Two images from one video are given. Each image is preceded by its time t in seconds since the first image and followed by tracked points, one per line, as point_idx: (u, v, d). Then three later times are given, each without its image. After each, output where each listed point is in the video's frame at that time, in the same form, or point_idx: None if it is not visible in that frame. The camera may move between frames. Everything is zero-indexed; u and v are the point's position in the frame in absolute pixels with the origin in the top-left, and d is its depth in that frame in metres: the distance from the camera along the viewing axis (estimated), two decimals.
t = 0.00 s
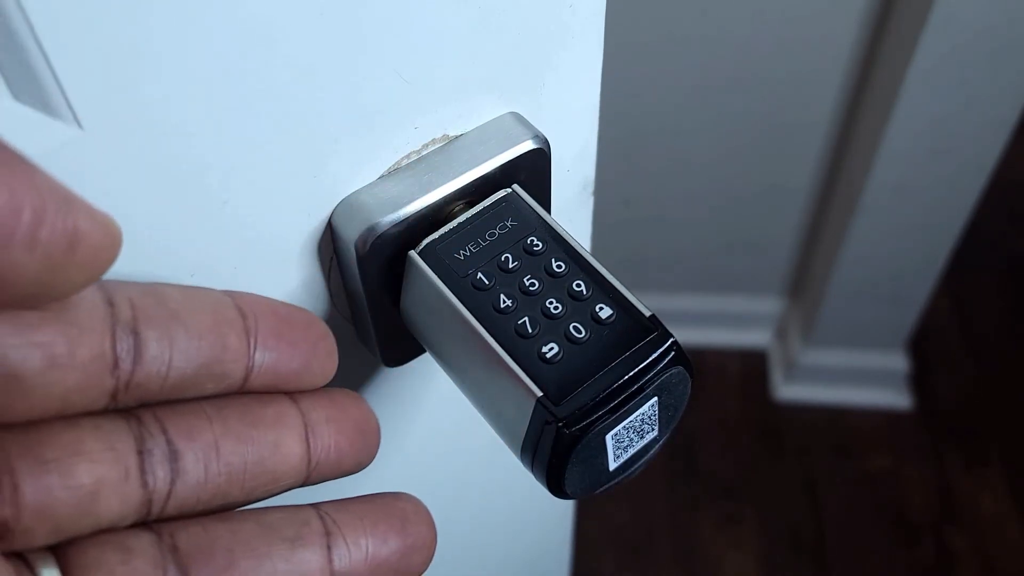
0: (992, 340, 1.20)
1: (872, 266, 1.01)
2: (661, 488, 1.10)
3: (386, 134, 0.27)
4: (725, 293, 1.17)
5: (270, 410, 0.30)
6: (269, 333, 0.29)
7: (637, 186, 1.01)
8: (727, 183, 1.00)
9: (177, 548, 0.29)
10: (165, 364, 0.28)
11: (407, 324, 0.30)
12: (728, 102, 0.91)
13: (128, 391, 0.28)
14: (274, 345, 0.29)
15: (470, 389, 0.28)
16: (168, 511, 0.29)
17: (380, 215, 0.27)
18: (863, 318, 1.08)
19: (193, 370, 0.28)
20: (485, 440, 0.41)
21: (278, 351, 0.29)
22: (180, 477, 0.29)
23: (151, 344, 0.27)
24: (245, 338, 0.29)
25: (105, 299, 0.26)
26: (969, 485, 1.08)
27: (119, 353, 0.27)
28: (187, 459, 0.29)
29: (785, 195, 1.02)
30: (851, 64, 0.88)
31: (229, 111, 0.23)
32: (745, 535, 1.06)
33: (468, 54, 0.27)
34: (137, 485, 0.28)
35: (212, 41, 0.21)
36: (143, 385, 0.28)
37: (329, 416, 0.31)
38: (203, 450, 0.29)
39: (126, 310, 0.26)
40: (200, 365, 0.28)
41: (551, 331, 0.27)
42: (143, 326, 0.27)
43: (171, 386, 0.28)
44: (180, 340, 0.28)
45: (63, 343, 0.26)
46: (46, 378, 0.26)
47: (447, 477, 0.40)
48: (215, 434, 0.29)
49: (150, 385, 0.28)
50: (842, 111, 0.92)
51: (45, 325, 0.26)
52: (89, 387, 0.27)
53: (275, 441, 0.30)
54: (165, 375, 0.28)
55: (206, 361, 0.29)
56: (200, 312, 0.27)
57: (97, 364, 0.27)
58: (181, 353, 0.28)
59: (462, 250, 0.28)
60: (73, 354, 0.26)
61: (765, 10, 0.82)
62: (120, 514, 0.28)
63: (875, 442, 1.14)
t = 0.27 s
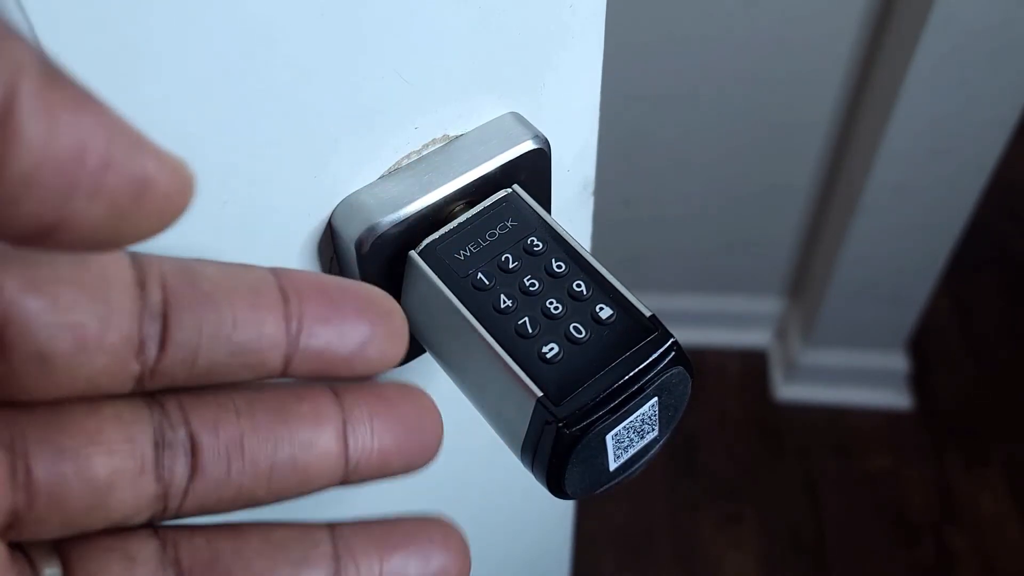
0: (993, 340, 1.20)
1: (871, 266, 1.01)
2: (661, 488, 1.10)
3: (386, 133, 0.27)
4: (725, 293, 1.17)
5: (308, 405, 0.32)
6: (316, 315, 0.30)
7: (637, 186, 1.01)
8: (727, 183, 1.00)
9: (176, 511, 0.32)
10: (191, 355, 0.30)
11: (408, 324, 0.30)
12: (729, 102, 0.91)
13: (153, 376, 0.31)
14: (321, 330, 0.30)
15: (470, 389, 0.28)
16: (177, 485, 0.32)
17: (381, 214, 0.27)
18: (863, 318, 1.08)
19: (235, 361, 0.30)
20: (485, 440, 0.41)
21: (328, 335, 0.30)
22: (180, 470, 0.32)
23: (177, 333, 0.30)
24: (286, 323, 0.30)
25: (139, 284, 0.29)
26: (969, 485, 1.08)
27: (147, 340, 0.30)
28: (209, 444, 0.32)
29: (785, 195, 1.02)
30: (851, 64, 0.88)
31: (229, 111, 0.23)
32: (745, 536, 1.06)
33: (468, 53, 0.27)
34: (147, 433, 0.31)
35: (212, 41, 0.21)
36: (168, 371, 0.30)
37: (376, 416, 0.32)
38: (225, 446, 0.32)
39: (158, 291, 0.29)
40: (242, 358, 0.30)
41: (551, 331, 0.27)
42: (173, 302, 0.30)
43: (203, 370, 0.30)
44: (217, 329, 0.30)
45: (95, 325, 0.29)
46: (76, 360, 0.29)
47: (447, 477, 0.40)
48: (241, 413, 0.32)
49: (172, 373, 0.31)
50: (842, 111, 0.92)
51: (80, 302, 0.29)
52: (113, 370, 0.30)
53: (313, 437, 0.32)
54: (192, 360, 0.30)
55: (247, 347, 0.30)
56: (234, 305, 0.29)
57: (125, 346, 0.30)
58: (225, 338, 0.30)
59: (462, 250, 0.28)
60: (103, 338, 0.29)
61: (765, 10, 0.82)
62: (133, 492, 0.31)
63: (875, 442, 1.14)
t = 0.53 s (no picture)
0: (993, 340, 1.20)
1: (871, 267, 1.01)
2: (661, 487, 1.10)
3: (386, 134, 0.27)
4: (724, 293, 1.17)
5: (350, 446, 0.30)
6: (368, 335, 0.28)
7: (637, 186, 1.01)
8: (727, 183, 1.00)
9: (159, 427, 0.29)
10: (222, 322, 0.28)
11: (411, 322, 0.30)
12: (728, 102, 0.91)
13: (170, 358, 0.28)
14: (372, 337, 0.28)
15: (470, 389, 0.28)
16: (160, 395, 0.29)
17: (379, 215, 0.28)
18: (863, 317, 1.08)
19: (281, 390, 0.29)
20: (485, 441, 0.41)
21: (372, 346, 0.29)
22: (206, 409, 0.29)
23: (192, 306, 0.27)
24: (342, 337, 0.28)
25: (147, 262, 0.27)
26: (969, 485, 1.08)
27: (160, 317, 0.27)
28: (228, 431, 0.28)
29: (785, 195, 1.02)
30: (851, 64, 0.87)
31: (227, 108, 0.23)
32: (745, 536, 1.06)
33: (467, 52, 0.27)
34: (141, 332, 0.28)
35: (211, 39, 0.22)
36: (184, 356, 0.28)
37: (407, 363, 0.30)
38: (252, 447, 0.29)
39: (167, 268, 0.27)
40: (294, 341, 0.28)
41: (551, 331, 0.27)
42: (166, 150, 0.26)
43: (232, 343, 0.28)
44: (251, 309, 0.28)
45: (105, 297, 0.27)
46: (103, 332, 0.27)
47: (447, 476, 0.40)
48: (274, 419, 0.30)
49: (193, 361, 0.28)
50: (842, 111, 0.92)
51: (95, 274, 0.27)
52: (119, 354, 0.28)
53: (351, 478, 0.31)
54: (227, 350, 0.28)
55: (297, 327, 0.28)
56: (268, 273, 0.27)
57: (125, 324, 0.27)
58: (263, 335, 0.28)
59: (462, 250, 0.29)
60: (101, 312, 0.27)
61: (765, 9, 0.82)
62: (114, 372, 0.28)
63: (875, 442, 1.14)
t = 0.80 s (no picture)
0: (992, 340, 1.20)
1: (871, 267, 1.01)
2: (661, 487, 1.10)
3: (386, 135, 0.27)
4: (724, 293, 1.17)
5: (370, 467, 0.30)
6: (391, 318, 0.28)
7: (637, 186, 1.01)
8: (726, 183, 1.00)
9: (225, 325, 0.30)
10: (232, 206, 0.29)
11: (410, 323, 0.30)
12: (728, 102, 0.91)
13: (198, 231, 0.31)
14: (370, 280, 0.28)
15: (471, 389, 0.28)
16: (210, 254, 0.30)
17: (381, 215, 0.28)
18: (862, 317, 1.08)
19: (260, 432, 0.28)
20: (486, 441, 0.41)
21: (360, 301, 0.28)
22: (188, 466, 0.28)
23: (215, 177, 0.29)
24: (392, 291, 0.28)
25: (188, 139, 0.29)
26: (969, 486, 1.08)
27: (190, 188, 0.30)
28: (214, 475, 0.28)
29: (785, 195, 1.02)
30: (851, 64, 0.88)
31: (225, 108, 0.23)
32: (745, 536, 1.06)
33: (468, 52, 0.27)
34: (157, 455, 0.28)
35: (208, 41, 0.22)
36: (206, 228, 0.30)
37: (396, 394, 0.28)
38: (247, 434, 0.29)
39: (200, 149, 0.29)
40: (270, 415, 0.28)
41: (551, 331, 0.27)
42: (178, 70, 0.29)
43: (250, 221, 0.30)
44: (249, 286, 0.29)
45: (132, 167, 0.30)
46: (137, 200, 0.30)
47: (448, 476, 0.40)
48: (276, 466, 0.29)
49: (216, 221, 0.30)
50: (842, 111, 0.92)
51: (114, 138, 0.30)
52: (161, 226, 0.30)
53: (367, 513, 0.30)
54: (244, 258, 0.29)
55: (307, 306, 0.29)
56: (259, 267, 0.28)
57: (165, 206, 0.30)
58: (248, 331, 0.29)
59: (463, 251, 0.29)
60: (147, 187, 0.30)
61: (764, 9, 0.82)
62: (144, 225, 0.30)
63: (875, 442, 1.14)
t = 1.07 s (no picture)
0: (994, 340, 1.20)
1: (872, 267, 1.01)
2: (661, 487, 1.10)
3: (386, 134, 0.27)
4: (725, 293, 1.17)
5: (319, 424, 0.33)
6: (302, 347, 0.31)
7: (638, 187, 1.01)
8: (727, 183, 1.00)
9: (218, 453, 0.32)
10: (203, 370, 0.31)
11: (408, 323, 0.30)
12: (729, 102, 0.91)
13: (165, 393, 0.31)
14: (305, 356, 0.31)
15: (470, 389, 0.28)
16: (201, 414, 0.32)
17: (380, 214, 0.27)
18: (863, 318, 1.08)
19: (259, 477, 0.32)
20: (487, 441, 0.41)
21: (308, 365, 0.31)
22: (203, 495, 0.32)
23: (189, 350, 0.31)
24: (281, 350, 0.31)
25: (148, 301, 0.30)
26: (970, 486, 1.08)
27: (158, 355, 0.31)
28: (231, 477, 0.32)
29: (786, 196, 1.02)
30: (852, 64, 0.87)
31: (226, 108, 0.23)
32: (745, 537, 1.06)
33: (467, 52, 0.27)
34: (184, 495, 0.31)
35: (208, 42, 0.22)
36: (180, 389, 0.31)
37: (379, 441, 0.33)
38: (248, 462, 0.32)
39: (167, 314, 0.30)
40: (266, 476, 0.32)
41: (552, 331, 0.27)
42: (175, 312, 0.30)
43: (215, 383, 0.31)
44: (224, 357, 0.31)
45: (113, 340, 0.30)
46: (96, 372, 0.30)
47: (449, 476, 0.40)
48: (261, 444, 0.32)
49: (185, 390, 0.31)
50: (843, 112, 0.92)
51: (96, 323, 0.29)
52: (125, 385, 0.30)
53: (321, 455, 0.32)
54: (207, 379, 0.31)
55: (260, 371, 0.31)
56: (245, 329, 0.30)
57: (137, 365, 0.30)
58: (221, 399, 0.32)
59: (462, 251, 0.28)
60: (119, 352, 0.30)
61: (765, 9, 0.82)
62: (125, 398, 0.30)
63: (876, 443, 1.14)
